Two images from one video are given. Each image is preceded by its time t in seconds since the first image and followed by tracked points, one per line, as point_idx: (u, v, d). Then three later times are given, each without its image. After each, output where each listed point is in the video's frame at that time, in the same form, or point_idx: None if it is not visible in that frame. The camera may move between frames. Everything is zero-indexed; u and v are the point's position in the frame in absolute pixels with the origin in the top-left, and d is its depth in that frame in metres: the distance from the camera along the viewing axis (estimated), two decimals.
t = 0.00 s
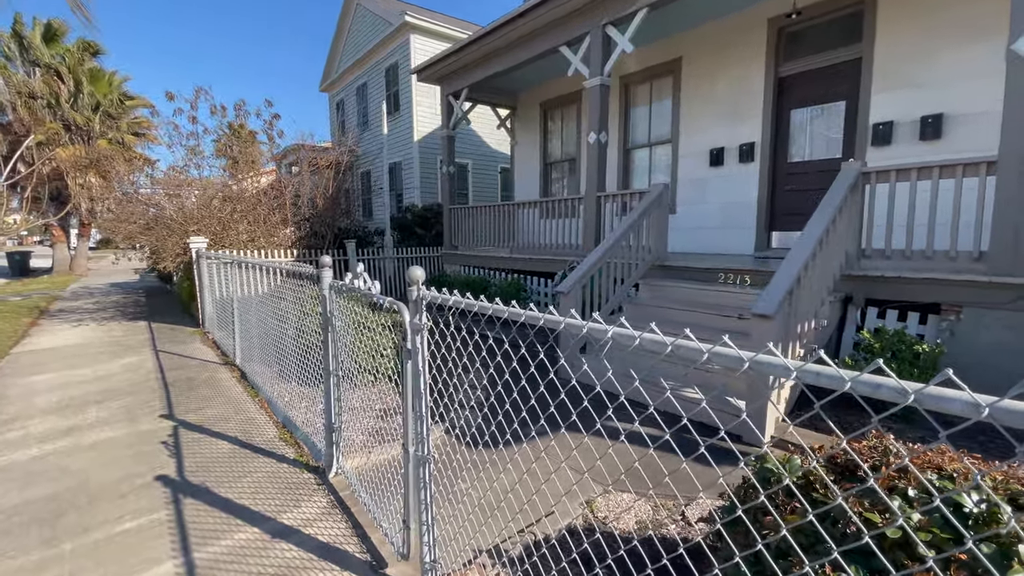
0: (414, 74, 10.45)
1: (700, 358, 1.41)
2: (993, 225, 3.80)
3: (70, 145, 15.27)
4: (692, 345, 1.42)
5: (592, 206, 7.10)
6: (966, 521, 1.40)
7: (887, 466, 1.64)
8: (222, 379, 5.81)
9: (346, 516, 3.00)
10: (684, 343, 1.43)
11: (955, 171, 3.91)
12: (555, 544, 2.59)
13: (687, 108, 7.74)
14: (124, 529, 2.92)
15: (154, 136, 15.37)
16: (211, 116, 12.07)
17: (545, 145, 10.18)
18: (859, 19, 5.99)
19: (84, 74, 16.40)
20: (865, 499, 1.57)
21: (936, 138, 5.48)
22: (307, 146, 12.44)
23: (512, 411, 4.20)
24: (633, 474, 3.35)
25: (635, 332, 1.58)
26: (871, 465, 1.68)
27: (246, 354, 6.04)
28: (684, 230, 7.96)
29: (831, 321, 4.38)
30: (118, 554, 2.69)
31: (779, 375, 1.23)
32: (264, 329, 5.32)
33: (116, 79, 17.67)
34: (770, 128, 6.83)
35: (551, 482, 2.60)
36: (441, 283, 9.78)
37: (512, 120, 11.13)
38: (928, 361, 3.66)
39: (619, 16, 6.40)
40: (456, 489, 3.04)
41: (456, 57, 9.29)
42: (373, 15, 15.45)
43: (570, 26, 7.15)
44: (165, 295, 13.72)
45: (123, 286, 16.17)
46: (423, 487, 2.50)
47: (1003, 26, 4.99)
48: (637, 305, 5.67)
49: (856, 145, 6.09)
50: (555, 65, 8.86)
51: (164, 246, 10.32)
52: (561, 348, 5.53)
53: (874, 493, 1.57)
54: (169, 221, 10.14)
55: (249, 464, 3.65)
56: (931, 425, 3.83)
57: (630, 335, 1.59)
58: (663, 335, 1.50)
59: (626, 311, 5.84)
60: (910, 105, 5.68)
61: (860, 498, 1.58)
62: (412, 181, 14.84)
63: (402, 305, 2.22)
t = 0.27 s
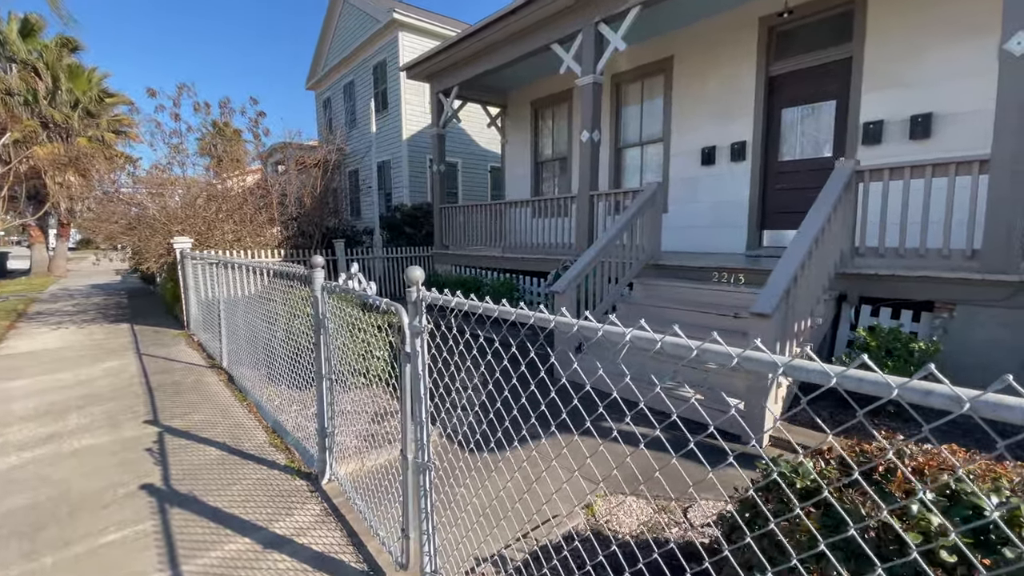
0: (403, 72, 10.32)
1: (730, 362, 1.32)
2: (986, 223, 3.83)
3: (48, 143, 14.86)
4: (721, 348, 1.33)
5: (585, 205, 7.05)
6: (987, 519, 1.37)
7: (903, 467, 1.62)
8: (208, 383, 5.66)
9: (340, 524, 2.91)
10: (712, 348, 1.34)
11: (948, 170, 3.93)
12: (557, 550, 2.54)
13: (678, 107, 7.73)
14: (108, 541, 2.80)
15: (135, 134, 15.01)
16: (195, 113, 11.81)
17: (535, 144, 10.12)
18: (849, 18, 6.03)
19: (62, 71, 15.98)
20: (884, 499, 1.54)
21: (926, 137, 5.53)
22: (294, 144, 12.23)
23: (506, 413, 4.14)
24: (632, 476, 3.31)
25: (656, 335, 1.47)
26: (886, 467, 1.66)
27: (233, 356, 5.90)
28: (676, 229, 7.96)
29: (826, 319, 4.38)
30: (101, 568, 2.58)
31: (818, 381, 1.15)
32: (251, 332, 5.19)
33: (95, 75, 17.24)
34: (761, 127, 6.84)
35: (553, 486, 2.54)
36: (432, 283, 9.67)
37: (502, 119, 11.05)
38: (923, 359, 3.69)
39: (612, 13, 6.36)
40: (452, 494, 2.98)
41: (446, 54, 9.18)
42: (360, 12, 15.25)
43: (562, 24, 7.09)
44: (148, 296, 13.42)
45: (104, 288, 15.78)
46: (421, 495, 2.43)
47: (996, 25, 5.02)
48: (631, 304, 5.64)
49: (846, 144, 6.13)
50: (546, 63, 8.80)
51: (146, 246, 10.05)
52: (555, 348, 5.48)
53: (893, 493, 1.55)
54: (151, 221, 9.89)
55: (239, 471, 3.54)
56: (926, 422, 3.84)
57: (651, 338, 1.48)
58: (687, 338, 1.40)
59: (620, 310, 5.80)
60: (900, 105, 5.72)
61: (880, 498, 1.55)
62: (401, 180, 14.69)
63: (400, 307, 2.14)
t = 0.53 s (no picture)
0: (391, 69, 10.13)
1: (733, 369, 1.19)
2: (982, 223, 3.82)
3: (21, 139, 14.35)
4: (722, 353, 1.20)
5: (577, 204, 6.96)
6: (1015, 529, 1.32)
7: (930, 479, 1.56)
8: (189, 389, 5.45)
9: (330, 539, 2.77)
10: (714, 353, 1.20)
11: (944, 169, 3.93)
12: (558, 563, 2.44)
13: (669, 107, 7.69)
14: (81, 560, 2.63)
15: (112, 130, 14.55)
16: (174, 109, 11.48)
17: (525, 143, 10.03)
18: (840, 19, 6.04)
19: (35, 64, 15.45)
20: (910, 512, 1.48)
21: (917, 137, 5.56)
22: (278, 141, 11.96)
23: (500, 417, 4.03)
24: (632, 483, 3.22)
25: (653, 337, 1.32)
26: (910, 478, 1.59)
27: (215, 360, 5.70)
28: (667, 229, 7.93)
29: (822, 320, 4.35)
30: None
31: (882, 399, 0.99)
32: (234, 335, 5.00)
33: (71, 69, 16.71)
34: (752, 127, 6.83)
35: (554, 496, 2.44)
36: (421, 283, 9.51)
37: (491, 117, 10.93)
38: (919, 359, 3.67)
39: (604, 11, 6.28)
40: (448, 505, 2.86)
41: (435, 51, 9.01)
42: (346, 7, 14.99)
43: (553, 20, 6.99)
44: (126, 297, 13.01)
45: (80, 289, 15.29)
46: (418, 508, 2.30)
47: (992, 23, 5.02)
48: (625, 305, 5.57)
49: (838, 144, 6.14)
50: (536, 61, 8.71)
51: (124, 246, 9.72)
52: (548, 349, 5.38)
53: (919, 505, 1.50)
54: (129, 219, 9.56)
55: (222, 482, 3.38)
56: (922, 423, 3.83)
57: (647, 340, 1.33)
58: (687, 342, 1.26)
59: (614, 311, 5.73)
60: (890, 105, 5.75)
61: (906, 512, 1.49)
62: (388, 179, 14.48)
63: (396, 310, 2.01)
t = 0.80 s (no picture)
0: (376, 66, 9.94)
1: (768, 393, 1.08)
2: (972, 228, 3.84)
3: None
4: (757, 374, 1.09)
5: (567, 206, 6.88)
6: None
7: (950, 496, 1.48)
8: (165, 396, 5.22)
9: (315, 558, 2.63)
10: (747, 373, 1.09)
11: (935, 174, 3.94)
12: None
13: (659, 109, 7.67)
14: None
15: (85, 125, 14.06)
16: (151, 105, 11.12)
17: (513, 144, 9.94)
18: (828, 24, 6.08)
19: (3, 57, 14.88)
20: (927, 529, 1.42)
21: (903, 141, 5.61)
22: (259, 139, 11.67)
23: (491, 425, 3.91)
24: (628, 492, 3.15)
25: (680, 356, 1.21)
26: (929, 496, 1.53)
27: (192, 365, 5.48)
28: (656, 231, 7.92)
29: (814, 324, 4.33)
30: None
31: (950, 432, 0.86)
32: (213, 339, 4.80)
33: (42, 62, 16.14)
34: (741, 131, 6.85)
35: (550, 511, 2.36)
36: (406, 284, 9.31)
37: (478, 117, 10.82)
38: (912, 366, 3.62)
39: (596, 10, 6.21)
40: (440, 520, 2.75)
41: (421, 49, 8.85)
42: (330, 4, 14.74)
43: (543, 19, 6.91)
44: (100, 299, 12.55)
45: (50, 290, 14.73)
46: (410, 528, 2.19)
47: (976, 30, 5.09)
48: (616, 308, 5.50)
49: (826, 148, 6.18)
50: (524, 61, 8.62)
51: (96, 246, 9.34)
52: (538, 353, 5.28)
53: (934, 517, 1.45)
54: (102, 218, 9.20)
55: (199, 496, 3.20)
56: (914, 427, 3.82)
57: (673, 358, 1.23)
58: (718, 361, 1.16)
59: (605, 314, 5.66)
60: (878, 110, 5.79)
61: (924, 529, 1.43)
62: (372, 178, 14.26)
63: (385, 319, 1.88)
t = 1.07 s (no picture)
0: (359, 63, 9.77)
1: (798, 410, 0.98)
2: (955, 231, 3.89)
3: None
4: (785, 390, 0.99)
5: (554, 207, 6.82)
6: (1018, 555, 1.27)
7: (958, 506, 1.43)
8: (137, 403, 5.00)
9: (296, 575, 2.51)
10: (774, 388, 1.00)
11: (919, 177, 3.98)
12: None
13: (644, 110, 7.68)
14: None
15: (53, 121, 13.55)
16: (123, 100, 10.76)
17: (498, 144, 9.86)
18: (811, 28, 6.15)
19: None
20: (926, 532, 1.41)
21: (884, 146, 5.70)
22: (237, 137, 11.38)
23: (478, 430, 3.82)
24: (618, 501, 3.11)
25: (699, 368, 1.12)
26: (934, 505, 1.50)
27: (165, 370, 5.26)
28: (642, 233, 7.92)
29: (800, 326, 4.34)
30: None
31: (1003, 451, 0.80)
32: (187, 344, 4.62)
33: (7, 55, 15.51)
34: (725, 133, 6.88)
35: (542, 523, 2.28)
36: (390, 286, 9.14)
37: (463, 117, 10.71)
38: (897, 367, 3.65)
39: (583, 10, 6.17)
40: (428, 532, 2.65)
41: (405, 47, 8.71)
42: None
43: (529, 19, 6.85)
44: (68, 300, 12.08)
45: (15, 292, 14.15)
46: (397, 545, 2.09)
47: (955, 37, 5.19)
48: (603, 310, 5.47)
49: (809, 151, 6.25)
50: (510, 61, 8.55)
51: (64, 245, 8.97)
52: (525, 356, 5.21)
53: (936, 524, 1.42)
54: (70, 216, 8.84)
55: (172, 511, 3.04)
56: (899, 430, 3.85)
57: (691, 371, 1.13)
58: (742, 376, 1.06)
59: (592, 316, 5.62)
60: (860, 114, 5.87)
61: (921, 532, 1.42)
62: (354, 178, 14.04)
63: (372, 325, 1.78)
